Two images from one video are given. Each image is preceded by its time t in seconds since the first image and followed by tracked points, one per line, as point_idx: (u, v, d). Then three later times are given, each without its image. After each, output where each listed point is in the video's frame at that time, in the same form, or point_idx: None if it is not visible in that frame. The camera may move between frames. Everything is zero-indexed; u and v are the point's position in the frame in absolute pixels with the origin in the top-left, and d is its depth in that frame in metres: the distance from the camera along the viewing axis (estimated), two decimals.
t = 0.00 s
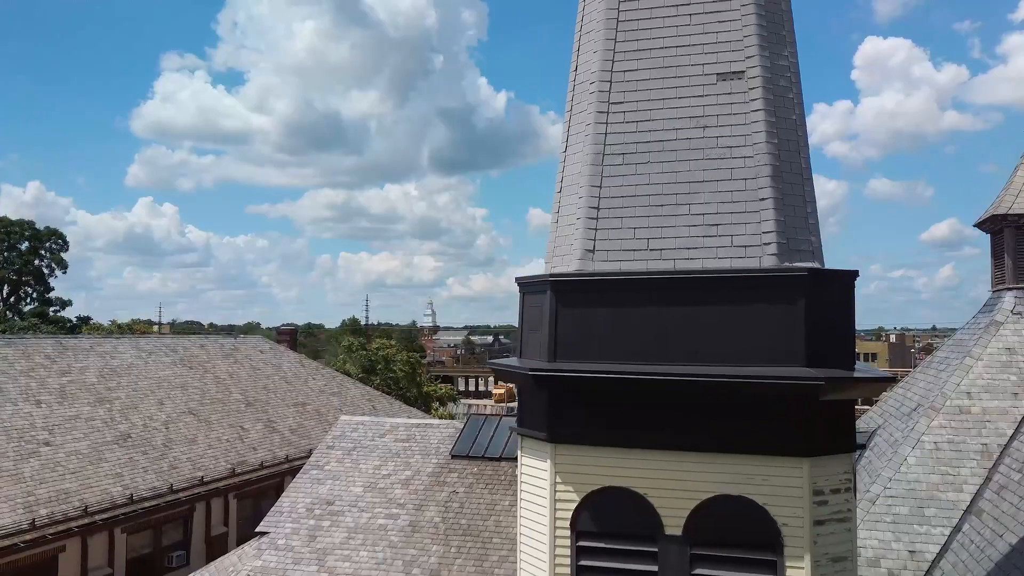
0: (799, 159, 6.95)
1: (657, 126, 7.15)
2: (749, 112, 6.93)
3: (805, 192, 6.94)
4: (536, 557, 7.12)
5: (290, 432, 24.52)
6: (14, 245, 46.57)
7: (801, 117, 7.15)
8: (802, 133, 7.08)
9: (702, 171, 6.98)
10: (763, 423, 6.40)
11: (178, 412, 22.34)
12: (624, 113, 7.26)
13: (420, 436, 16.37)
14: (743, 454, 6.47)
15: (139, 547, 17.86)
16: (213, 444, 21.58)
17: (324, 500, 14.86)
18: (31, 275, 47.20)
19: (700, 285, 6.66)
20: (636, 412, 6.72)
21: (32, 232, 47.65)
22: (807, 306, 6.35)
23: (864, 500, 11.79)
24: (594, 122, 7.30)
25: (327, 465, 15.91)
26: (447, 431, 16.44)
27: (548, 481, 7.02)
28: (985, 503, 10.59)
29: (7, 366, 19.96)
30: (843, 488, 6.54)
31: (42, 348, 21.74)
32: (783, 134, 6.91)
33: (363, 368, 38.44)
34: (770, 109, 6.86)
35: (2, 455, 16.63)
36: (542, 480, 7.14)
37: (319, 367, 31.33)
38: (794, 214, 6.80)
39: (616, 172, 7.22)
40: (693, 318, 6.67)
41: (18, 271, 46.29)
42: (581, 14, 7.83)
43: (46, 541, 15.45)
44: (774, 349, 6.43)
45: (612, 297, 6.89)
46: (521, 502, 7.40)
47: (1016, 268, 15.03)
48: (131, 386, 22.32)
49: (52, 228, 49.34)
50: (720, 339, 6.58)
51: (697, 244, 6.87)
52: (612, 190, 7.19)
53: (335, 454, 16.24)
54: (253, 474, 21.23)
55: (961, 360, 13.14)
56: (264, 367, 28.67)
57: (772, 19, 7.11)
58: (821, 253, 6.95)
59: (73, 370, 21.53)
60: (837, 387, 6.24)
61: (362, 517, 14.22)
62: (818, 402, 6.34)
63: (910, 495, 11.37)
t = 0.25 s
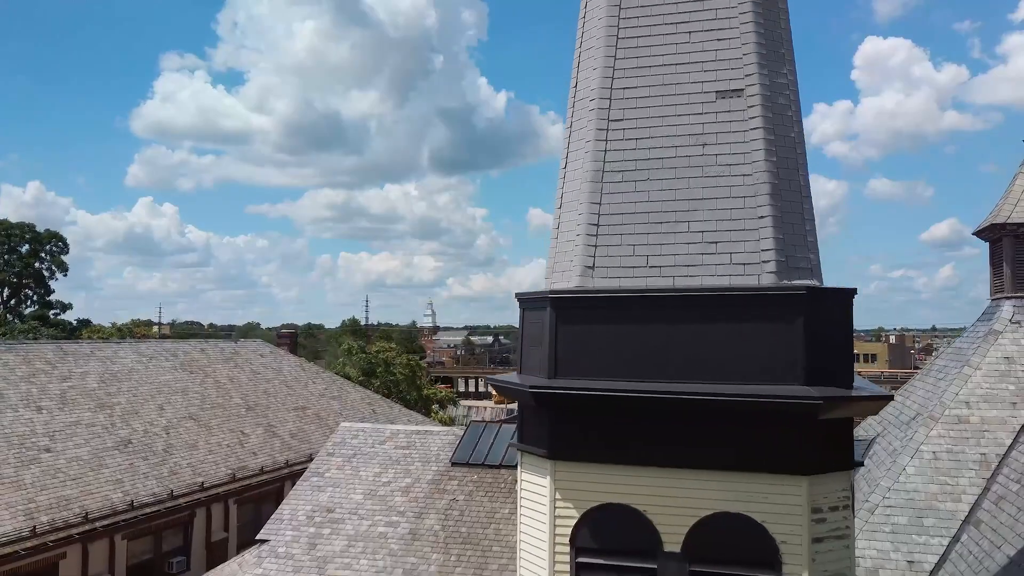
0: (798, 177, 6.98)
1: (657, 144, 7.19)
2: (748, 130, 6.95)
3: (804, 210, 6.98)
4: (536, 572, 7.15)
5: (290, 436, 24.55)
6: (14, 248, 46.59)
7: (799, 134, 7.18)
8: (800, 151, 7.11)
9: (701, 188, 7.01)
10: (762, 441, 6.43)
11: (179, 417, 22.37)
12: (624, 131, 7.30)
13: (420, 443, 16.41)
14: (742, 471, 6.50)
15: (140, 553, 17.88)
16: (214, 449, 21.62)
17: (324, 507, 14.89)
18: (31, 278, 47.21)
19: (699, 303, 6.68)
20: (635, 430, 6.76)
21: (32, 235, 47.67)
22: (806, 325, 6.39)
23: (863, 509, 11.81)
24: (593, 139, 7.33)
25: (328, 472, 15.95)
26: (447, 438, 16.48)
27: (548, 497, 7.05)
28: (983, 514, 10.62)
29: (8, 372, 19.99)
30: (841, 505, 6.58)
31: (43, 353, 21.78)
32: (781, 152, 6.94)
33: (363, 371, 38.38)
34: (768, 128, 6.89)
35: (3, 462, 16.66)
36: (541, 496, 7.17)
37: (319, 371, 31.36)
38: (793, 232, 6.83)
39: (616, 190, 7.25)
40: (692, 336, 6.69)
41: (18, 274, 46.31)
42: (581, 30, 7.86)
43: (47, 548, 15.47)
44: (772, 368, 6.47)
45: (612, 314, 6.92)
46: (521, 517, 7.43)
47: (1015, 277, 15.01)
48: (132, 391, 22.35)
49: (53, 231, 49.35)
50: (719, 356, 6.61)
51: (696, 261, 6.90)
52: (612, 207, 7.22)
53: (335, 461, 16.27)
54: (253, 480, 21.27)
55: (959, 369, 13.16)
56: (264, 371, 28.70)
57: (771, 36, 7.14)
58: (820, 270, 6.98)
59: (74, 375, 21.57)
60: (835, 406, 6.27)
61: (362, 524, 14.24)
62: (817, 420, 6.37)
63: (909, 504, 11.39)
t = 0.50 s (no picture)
0: (794, 194, 6.99)
1: (653, 161, 7.20)
2: (743, 147, 6.97)
3: (800, 228, 7.00)
4: None
5: (289, 441, 24.56)
6: (14, 251, 46.61)
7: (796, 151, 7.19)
8: (797, 169, 7.13)
9: (698, 206, 7.02)
10: (758, 460, 6.44)
11: (178, 422, 22.38)
12: (621, 148, 7.30)
13: (418, 450, 16.42)
14: (738, 490, 6.50)
15: (139, 559, 17.89)
16: (213, 455, 21.63)
17: (323, 515, 14.89)
18: (31, 280, 47.25)
19: (696, 322, 6.69)
20: (631, 448, 6.76)
21: (31, 237, 47.70)
22: (802, 344, 6.39)
23: (860, 520, 11.79)
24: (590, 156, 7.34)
25: (326, 479, 15.95)
26: (446, 445, 16.49)
27: (544, 515, 7.06)
28: (981, 525, 10.61)
29: (8, 378, 20.00)
30: (838, 524, 6.59)
31: (42, 359, 21.79)
32: (777, 170, 6.95)
33: (362, 375, 38.43)
34: (765, 146, 6.90)
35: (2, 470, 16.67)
36: (538, 513, 7.18)
37: (318, 375, 31.37)
38: (790, 250, 6.84)
39: (613, 206, 7.26)
40: (689, 354, 6.70)
41: (17, 277, 46.31)
42: (578, 46, 7.86)
43: (46, 555, 15.48)
44: (768, 387, 6.47)
45: (608, 332, 6.91)
46: (518, 533, 7.44)
47: (1013, 285, 14.96)
48: (131, 397, 22.36)
49: (52, 234, 49.37)
50: (716, 375, 6.61)
51: (693, 279, 6.90)
52: (609, 224, 7.23)
53: (334, 468, 16.28)
54: (253, 485, 21.28)
55: (957, 378, 13.15)
56: (263, 375, 28.70)
57: (768, 54, 7.15)
58: (816, 288, 7.00)
59: (73, 381, 21.58)
60: (831, 425, 6.27)
61: (361, 533, 14.24)
62: (813, 439, 6.37)
63: (907, 515, 11.39)
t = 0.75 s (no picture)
0: (793, 214, 7.00)
1: (652, 181, 7.20)
2: (742, 167, 6.97)
3: (798, 248, 7.00)
4: None
5: (289, 447, 24.55)
6: (13, 254, 46.62)
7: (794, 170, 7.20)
8: (795, 189, 7.13)
9: (697, 225, 7.02)
10: (756, 481, 6.44)
11: (178, 428, 22.38)
12: (620, 166, 7.30)
13: (417, 459, 16.42)
14: (737, 511, 6.50)
15: (138, 567, 17.87)
16: (212, 461, 21.62)
17: (322, 524, 14.88)
18: (30, 284, 47.25)
19: (694, 342, 6.68)
20: (630, 468, 6.76)
21: (31, 241, 47.71)
22: (800, 365, 6.40)
23: (860, 531, 11.73)
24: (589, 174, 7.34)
25: (326, 488, 15.95)
26: (445, 454, 16.49)
27: (543, 534, 7.07)
28: (980, 537, 10.61)
29: (7, 385, 20.01)
30: (836, 544, 6.60)
31: (42, 366, 21.80)
32: (776, 190, 6.95)
33: (362, 378, 37.83)
34: (763, 166, 6.90)
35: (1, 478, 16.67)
36: (537, 532, 7.18)
37: (318, 380, 31.36)
38: (788, 270, 6.85)
39: (611, 225, 7.25)
40: (687, 375, 6.69)
41: (17, 280, 46.31)
42: (577, 64, 7.86)
43: (45, 564, 15.47)
44: (767, 408, 6.47)
45: (607, 352, 6.91)
46: (517, 551, 7.44)
47: (1012, 294, 14.95)
48: (131, 403, 22.37)
49: (52, 237, 49.39)
50: (714, 396, 6.61)
51: (692, 298, 6.91)
52: (608, 243, 7.23)
53: (334, 476, 16.29)
54: (252, 492, 21.28)
55: (956, 389, 13.14)
56: (263, 380, 28.69)
57: (766, 73, 7.15)
58: (815, 308, 7.00)
59: (73, 387, 21.58)
60: (830, 447, 6.27)
61: (360, 542, 14.21)
62: (812, 462, 6.37)
63: (906, 527, 11.36)
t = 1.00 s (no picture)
0: (793, 231, 7.00)
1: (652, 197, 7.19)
2: (743, 185, 6.96)
3: (800, 265, 7.00)
4: None
5: (289, 451, 24.53)
6: (14, 257, 46.63)
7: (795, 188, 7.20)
8: (796, 205, 7.13)
9: (697, 243, 7.01)
10: (757, 501, 6.43)
11: (178, 434, 22.38)
12: (620, 184, 7.30)
13: (418, 467, 16.42)
14: (738, 531, 6.49)
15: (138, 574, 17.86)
16: (212, 467, 21.61)
17: (322, 533, 14.85)
18: (31, 287, 47.27)
19: (695, 361, 6.68)
20: (630, 486, 6.76)
21: (31, 243, 47.72)
22: (801, 384, 6.39)
23: (860, 542, 11.68)
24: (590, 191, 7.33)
25: (326, 496, 15.94)
26: (445, 462, 16.48)
27: (544, 552, 7.06)
28: (981, 549, 10.58)
29: (7, 391, 20.00)
30: (838, 563, 6.59)
31: (42, 372, 21.80)
32: (777, 208, 6.95)
33: (362, 380, 37.77)
34: (764, 184, 6.90)
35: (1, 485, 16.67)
36: (537, 549, 7.19)
37: (318, 384, 31.35)
38: (789, 288, 6.84)
39: (612, 242, 7.25)
40: (688, 393, 6.69)
41: (17, 282, 46.34)
42: (577, 79, 7.86)
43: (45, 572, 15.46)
44: (768, 427, 6.46)
45: (607, 370, 6.89)
46: (518, 568, 7.44)
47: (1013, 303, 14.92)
48: (131, 408, 22.36)
49: (52, 240, 49.41)
50: (715, 414, 6.61)
51: (693, 315, 6.90)
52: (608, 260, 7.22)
53: (334, 484, 16.28)
54: (252, 497, 21.26)
55: (957, 399, 13.11)
56: (263, 385, 28.68)
57: (767, 90, 7.15)
58: (816, 325, 6.99)
59: (73, 393, 21.58)
60: (831, 467, 6.26)
61: (361, 551, 14.18)
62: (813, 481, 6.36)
63: (907, 537, 11.31)
